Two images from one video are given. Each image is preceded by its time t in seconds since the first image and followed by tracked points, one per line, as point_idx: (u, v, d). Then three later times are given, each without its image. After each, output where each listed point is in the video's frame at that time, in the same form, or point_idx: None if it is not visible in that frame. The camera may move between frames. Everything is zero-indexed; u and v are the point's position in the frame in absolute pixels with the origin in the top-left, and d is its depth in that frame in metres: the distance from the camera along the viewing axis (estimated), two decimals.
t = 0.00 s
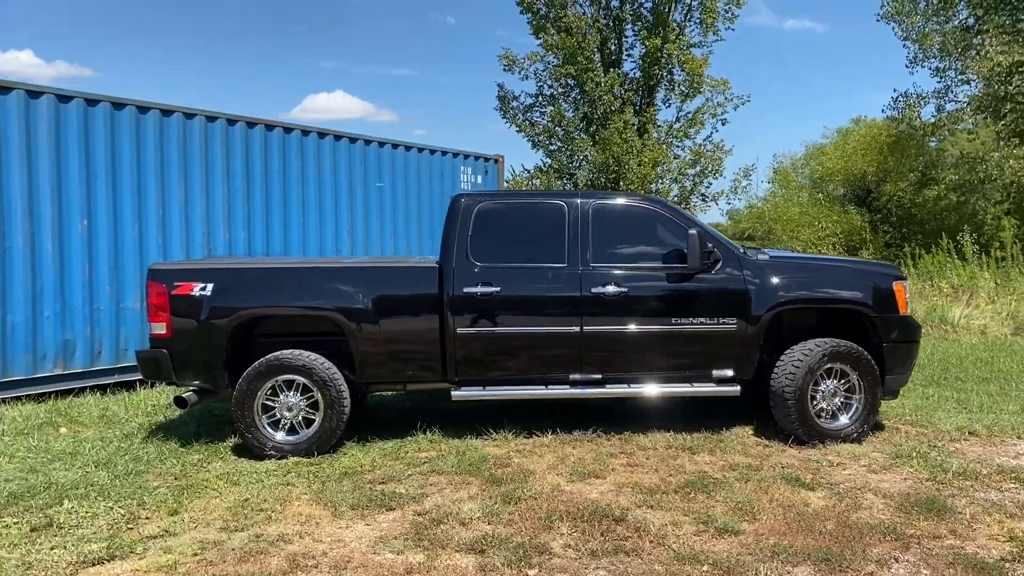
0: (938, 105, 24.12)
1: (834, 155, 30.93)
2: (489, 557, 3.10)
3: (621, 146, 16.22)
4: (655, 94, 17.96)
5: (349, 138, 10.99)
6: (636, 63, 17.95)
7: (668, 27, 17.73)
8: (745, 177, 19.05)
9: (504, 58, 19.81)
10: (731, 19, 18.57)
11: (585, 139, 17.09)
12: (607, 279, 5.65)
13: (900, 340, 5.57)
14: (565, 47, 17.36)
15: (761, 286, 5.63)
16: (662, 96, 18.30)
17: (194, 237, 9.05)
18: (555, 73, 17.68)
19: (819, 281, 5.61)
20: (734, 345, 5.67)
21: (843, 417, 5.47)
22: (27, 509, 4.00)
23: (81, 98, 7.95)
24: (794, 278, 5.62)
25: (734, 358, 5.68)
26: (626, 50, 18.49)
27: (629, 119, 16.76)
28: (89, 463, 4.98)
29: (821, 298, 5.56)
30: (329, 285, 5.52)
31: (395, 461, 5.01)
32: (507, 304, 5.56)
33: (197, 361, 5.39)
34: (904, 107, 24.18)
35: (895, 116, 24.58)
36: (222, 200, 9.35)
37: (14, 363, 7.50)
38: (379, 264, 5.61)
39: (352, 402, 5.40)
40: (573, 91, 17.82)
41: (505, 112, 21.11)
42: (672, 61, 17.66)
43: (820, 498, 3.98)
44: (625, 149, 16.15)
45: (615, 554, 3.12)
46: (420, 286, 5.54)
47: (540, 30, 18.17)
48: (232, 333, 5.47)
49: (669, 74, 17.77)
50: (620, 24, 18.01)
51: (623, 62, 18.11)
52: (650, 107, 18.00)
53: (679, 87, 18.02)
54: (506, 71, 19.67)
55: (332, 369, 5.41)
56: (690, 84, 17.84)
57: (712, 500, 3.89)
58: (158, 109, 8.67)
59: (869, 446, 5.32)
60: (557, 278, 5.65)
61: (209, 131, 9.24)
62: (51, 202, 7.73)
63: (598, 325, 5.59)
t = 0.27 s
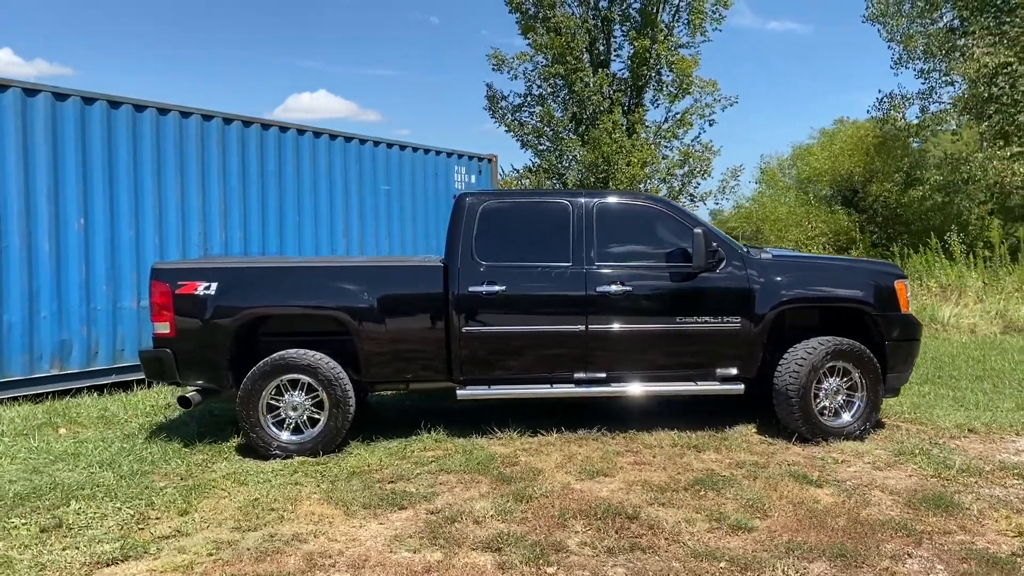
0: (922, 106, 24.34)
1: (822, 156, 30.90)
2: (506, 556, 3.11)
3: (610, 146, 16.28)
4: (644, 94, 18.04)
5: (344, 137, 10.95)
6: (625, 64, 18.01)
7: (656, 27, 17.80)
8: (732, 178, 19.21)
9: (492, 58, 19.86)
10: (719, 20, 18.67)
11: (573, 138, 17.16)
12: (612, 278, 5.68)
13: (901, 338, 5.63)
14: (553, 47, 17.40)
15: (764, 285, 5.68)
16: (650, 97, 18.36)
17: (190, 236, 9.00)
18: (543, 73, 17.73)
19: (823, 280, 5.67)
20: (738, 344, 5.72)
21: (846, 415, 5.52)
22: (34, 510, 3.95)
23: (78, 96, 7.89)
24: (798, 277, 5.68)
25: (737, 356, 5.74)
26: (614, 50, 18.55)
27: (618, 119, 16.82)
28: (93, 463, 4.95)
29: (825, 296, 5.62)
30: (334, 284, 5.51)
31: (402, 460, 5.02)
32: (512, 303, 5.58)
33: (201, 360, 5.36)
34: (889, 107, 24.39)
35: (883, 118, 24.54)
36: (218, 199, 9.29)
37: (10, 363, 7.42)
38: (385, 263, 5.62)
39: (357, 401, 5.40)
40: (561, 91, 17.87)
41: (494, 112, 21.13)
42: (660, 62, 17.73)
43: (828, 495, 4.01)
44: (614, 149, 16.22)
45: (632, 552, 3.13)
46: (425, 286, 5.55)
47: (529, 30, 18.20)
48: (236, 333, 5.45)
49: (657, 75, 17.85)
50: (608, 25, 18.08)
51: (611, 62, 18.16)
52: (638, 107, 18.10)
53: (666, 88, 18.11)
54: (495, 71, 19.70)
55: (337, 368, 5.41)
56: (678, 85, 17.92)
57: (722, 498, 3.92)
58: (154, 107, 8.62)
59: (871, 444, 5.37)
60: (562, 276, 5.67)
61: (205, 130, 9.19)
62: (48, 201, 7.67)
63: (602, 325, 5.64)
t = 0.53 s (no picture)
0: (903, 108, 24.60)
1: (804, 156, 30.20)
2: (519, 556, 3.12)
3: (596, 147, 16.39)
4: (630, 95, 18.12)
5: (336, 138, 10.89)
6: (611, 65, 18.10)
7: (641, 29, 17.89)
8: (715, 179, 19.38)
9: (478, 59, 19.91)
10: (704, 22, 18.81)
11: (559, 139, 17.21)
12: (612, 279, 5.71)
13: (897, 338, 5.72)
14: (539, 48, 17.46)
15: (763, 285, 5.74)
16: (636, 98, 18.46)
17: (184, 237, 8.92)
18: (530, 74, 17.78)
19: (820, 280, 5.74)
20: (737, 344, 5.77)
21: (843, 414, 5.59)
22: (37, 513, 3.91)
23: (71, 95, 7.82)
24: (796, 277, 5.74)
25: (737, 356, 5.78)
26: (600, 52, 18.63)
27: (604, 120, 16.90)
28: (93, 464, 4.91)
29: (823, 296, 5.68)
30: (336, 285, 5.50)
31: (405, 461, 5.03)
32: (513, 304, 5.60)
33: (201, 362, 5.34)
34: (871, 109, 24.62)
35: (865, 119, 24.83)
36: (212, 199, 9.22)
37: (3, 365, 7.34)
38: (387, 263, 5.62)
39: (359, 402, 5.39)
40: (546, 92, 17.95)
41: (480, 113, 21.15)
42: (645, 63, 17.83)
43: (832, 493, 4.05)
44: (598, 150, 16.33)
45: (644, 551, 3.15)
46: (427, 286, 5.56)
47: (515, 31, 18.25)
48: (237, 334, 5.43)
49: (642, 76, 17.96)
50: (594, 27, 18.16)
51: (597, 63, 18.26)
52: (624, 109, 18.17)
53: (652, 89, 18.22)
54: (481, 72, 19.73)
55: (339, 369, 5.40)
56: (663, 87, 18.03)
57: (728, 497, 3.96)
58: (148, 107, 8.54)
59: (869, 442, 5.44)
60: (564, 277, 5.70)
61: (198, 130, 9.11)
62: (41, 200, 7.59)
63: (603, 325, 5.67)
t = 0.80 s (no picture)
0: (882, 110, 24.87)
1: (784, 156, 30.25)
2: (528, 556, 3.11)
3: (580, 147, 16.42)
4: (613, 96, 18.19)
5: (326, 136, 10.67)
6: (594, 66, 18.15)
7: (625, 29, 17.95)
8: (698, 180, 19.50)
9: (462, 58, 19.90)
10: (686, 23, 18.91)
11: (544, 139, 17.23)
12: (611, 278, 5.72)
13: (892, 337, 5.78)
14: (523, 48, 17.47)
15: (760, 284, 5.77)
16: (619, 98, 18.51)
17: (172, 238, 8.76)
18: (514, 74, 17.79)
19: (816, 279, 5.79)
20: (735, 343, 5.80)
21: (840, 413, 5.63)
22: (35, 517, 3.84)
23: (58, 93, 7.69)
24: (793, 277, 5.78)
25: (734, 355, 5.82)
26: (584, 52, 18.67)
27: (588, 120, 16.95)
28: (88, 467, 4.84)
29: (819, 295, 5.73)
30: (335, 284, 5.46)
31: (406, 461, 5.00)
32: (512, 303, 5.59)
33: (197, 363, 5.30)
34: (850, 111, 24.87)
35: (841, 120, 25.33)
36: (201, 199, 9.04)
37: None
38: (386, 263, 5.59)
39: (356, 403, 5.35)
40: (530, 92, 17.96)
41: (464, 112, 21.13)
42: (629, 63, 17.90)
43: (834, 491, 4.08)
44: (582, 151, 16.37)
45: (653, 551, 3.15)
46: (426, 286, 5.54)
47: (499, 31, 18.25)
48: (234, 334, 5.38)
49: (625, 76, 18.03)
50: (578, 26, 18.20)
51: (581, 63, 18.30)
52: (607, 109, 18.22)
53: (635, 90, 18.28)
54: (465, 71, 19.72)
55: (337, 370, 5.36)
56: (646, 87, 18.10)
57: (732, 496, 3.97)
58: (136, 105, 8.39)
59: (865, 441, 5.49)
60: (562, 276, 5.70)
61: (187, 129, 8.94)
62: (28, 200, 7.46)
63: (602, 325, 5.68)
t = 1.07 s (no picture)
0: (860, 111, 25.12)
1: (765, 156, 30.44)
2: (538, 559, 3.08)
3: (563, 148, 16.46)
4: (595, 96, 18.25)
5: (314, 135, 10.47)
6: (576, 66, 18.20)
7: (606, 30, 18.01)
8: (678, 180, 19.62)
9: (443, 57, 19.87)
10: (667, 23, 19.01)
11: (526, 139, 17.23)
12: (608, 278, 5.71)
13: (886, 336, 5.83)
14: (505, 47, 17.47)
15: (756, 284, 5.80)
16: (601, 98, 18.57)
17: (159, 238, 8.56)
18: (496, 73, 17.78)
19: (811, 279, 5.83)
20: (731, 343, 5.82)
21: (835, 412, 5.67)
22: (29, 522, 3.76)
23: (43, 90, 7.49)
24: (788, 277, 5.82)
25: (730, 355, 5.84)
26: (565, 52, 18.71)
27: (571, 120, 16.99)
28: (80, 470, 4.75)
29: (814, 295, 5.77)
30: (331, 284, 5.41)
31: (405, 463, 4.97)
32: (510, 303, 5.57)
33: (191, 364, 5.22)
34: (829, 112, 25.11)
35: (818, 121, 25.55)
36: (188, 198, 8.85)
37: None
38: (383, 263, 5.55)
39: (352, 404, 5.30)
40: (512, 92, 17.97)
41: (446, 111, 21.09)
42: (610, 64, 17.97)
43: (835, 491, 4.09)
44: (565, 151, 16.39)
45: (662, 552, 3.14)
46: (424, 286, 5.51)
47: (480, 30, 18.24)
48: (228, 335, 5.30)
49: (606, 77, 18.09)
50: (560, 26, 18.23)
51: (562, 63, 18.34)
52: (589, 109, 18.26)
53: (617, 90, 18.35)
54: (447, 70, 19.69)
55: (333, 371, 5.30)
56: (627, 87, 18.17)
57: (735, 496, 3.97)
58: (122, 102, 8.20)
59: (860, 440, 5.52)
60: (560, 276, 5.69)
61: (174, 127, 8.75)
62: (11, 199, 7.28)
63: (599, 325, 5.68)
